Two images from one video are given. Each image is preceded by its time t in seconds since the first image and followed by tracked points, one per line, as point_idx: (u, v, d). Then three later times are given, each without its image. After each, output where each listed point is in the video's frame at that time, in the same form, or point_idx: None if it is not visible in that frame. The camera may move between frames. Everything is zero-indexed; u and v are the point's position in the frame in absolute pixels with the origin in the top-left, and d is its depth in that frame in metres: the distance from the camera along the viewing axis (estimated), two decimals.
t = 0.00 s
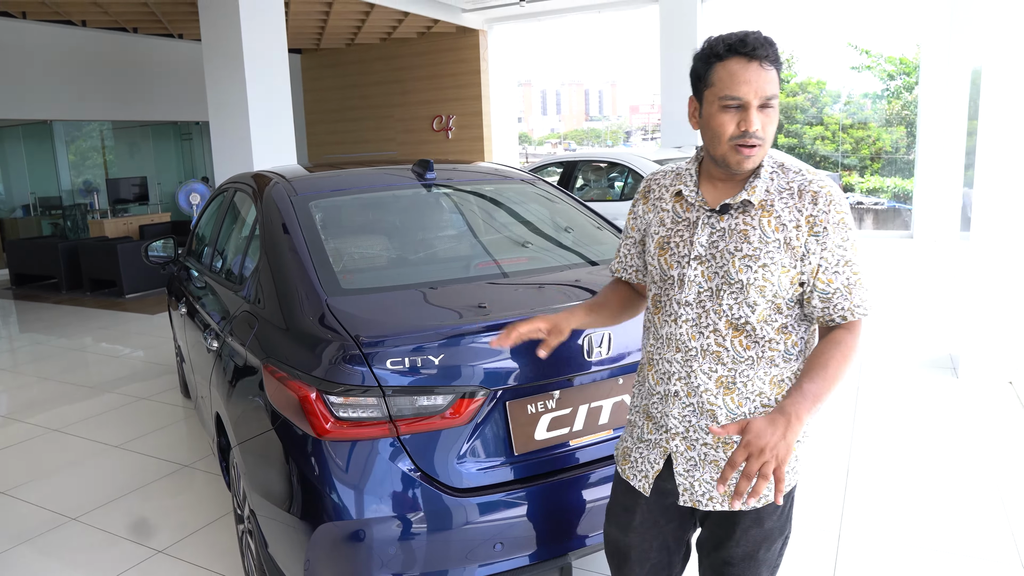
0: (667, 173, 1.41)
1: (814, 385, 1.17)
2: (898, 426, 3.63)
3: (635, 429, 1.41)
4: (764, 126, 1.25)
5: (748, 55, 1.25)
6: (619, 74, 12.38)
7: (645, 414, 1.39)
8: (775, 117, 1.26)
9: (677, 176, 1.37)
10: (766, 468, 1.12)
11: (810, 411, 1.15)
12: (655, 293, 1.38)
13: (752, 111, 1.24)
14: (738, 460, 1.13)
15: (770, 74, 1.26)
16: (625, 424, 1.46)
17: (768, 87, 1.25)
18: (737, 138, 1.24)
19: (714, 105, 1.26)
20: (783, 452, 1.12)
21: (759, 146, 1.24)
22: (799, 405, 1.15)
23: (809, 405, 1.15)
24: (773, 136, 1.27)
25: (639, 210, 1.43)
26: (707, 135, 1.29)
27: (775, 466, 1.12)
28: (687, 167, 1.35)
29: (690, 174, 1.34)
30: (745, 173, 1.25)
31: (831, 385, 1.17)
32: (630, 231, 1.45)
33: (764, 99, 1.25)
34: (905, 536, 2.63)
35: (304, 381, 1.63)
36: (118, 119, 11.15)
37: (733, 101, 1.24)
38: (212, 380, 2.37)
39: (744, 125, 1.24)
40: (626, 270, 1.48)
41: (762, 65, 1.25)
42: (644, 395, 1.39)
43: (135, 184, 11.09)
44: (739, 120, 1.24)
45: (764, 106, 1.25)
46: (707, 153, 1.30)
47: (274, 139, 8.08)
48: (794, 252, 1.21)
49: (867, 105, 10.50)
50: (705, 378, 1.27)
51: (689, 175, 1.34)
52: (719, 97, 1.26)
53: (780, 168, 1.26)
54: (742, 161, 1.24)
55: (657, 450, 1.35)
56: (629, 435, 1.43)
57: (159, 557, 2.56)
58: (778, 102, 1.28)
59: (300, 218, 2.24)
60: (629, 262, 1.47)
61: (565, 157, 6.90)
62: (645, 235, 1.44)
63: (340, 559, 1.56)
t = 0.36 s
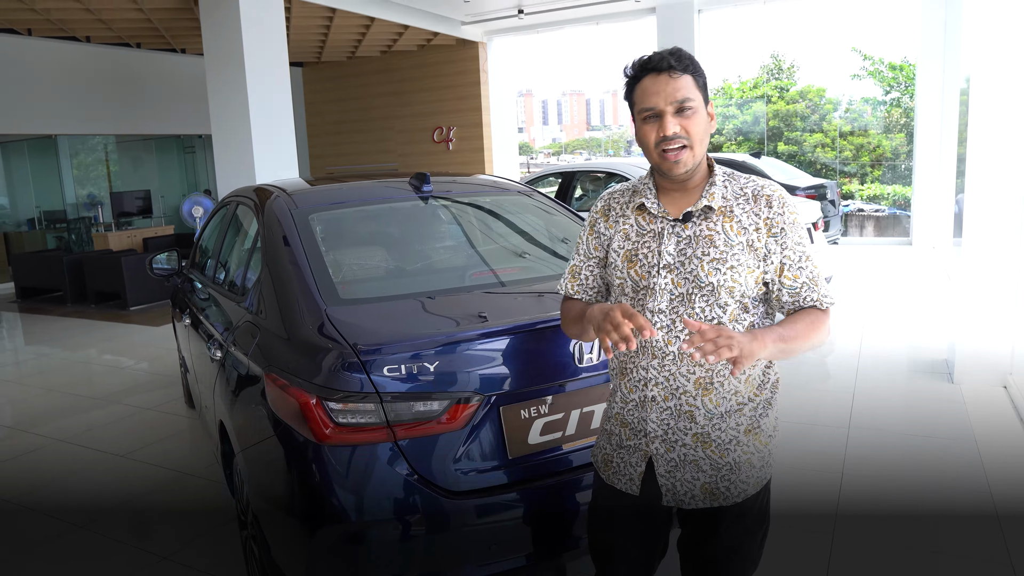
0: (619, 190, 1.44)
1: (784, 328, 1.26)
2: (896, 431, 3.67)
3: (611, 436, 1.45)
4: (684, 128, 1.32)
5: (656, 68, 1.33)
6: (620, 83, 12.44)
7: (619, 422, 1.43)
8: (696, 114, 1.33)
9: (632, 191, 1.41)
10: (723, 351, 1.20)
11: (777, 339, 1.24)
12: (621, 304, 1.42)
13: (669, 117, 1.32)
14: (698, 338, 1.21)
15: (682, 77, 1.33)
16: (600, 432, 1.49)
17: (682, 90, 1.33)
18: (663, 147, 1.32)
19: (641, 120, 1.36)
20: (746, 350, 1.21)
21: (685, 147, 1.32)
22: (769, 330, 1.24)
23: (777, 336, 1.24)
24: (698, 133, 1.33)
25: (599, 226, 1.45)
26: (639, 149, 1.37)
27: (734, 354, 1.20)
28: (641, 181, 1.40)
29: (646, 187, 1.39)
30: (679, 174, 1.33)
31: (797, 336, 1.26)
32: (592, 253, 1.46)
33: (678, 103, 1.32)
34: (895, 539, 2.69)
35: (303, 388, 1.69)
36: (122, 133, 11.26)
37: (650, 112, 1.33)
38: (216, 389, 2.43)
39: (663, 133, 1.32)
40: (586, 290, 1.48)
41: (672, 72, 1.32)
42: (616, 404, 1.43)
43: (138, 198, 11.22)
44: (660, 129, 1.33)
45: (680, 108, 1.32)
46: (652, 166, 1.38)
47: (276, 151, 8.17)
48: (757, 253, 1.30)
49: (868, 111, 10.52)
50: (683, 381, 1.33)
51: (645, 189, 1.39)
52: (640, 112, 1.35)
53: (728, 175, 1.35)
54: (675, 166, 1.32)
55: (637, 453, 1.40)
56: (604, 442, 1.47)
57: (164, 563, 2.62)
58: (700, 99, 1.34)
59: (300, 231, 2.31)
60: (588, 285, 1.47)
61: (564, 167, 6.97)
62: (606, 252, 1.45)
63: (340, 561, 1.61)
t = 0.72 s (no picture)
0: (615, 203, 1.46)
1: (766, 359, 1.28)
2: (908, 439, 3.66)
3: (618, 442, 1.49)
4: (663, 149, 1.34)
5: (628, 95, 1.35)
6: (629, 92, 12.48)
7: (628, 429, 1.47)
8: (673, 134, 1.34)
9: (628, 205, 1.43)
10: (706, 412, 1.24)
11: (760, 377, 1.26)
12: (622, 315, 1.44)
13: (646, 142, 1.34)
14: (683, 398, 1.26)
15: (654, 98, 1.34)
16: (605, 438, 1.54)
17: (657, 111, 1.34)
18: (645, 170, 1.35)
19: (624, 145, 1.39)
20: (727, 402, 1.24)
21: (667, 167, 1.34)
22: (751, 370, 1.26)
23: (760, 371, 1.26)
24: (679, 150, 1.34)
25: (596, 238, 1.47)
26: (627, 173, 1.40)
27: (716, 411, 1.24)
28: (636, 195, 1.42)
29: (641, 200, 1.41)
30: (667, 194, 1.35)
31: (780, 363, 1.27)
32: (592, 265, 1.48)
33: (654, 125, 1.34)
34: (906, 546, 2.67)
35: (315, 397, 1.73)
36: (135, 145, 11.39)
37: (629, 139, 1.36)
38: (230, 398, 2.46)
39: (644, 157, 1.34)
40: (590, 302, 1.50)
41: (643, 96, 1.34)
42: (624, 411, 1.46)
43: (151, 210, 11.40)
44: (640, 154, 1.35)
45: (657, 130, 1.34)
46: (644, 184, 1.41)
47: (287, 162, 8.25)
48: (751, 265, 1.32)
49: (878, 118, 10.50)
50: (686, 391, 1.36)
51: (640, 203, 1.41)
52: (621, 139, 1.38)
53: (720, 186, 1.37)
54: (660, 186, 1.34)
55: (645, 460, 1.44)
56: (611, 446, 1.51)
57: (178, 570, 2.64)
58: (677, 116, 1.35)
59: (313, 241, 2.34)
60: (589, 296, 1.50)
61: (574, 177, 7.00)
62: (606, 263, 1.47)
63: (356, 563, 1.64)
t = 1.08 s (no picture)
0: (636, 203, 1.47)
1: (799, 354, 1.28)
2: (923, 443, 3.63)
3: (630, 444, 1.48)
4: (682, 149, 1.34)
5: (653, 93, 1.38)
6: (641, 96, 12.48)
7: (639, 430, 1.46)
8: (694, 134, 1.34)
9: (650, 205, 1.44)
10: (749, 403, 1.22)
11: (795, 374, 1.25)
12: (636, 315, 1.44)
13: (667, 138, 1.35)
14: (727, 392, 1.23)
15: (679, 98, 1.36)
16: (618, 439, 1.53)
17: (680, 110, 1.35)
18: (664, 166, 1.35)
19: (647, 142, 1.40)
20: (769, 394, 1.22)
21: (684, 167, 1.34)
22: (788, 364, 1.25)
23: (795, 366, 1.25)
24: (699, 151, 1.35)
25: (614, 237, 1.49)
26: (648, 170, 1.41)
27: (757, 402, 1.22)
28: (659, 195, 1.43)
29: (663, 201, 1.42)
30: (683, 193, 1.35)
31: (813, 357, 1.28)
32: (609, 262, 1.50)
33: (676, 123, 1.35)
34: (924, 546, 2.66)
35: (330, 397, 1.74)
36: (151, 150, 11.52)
37: (651, 134, 1.37)
38: (245, 400, 2.48)
39: (663, 154, 1.35)
40: (603, 297, 1.53)
41: (667, 95, 1.36)
42: (636, 413, 1.46)
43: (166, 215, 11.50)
44: (661, 150, 1.36)
45: (677, 129, 1.34)
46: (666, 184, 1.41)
47: (300, 167, 8.30)
48: (772, 273, 1.32)
49: (892, 122, 10.44)
50: (701, 394, 1.35)
51: (662, 202, 1.42)
52: (643, 135, 1.39)
53: (744, 192, 1.36)
54: (677, 184, 1.35)
55: (656, 461, 1.43)
56: (622, 449, 1.51)
57: (193, 571, 2.66)
58: (701, 118, 1.36)
59: (327, 245, 2.36)
60: (605, 292, 1.52)
61: (586, 181, 7.00)
62: (623, 261, 1.49)
63: (369, 565, 1.65)
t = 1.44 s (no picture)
0: (646, 201, 1.47)
1: (790, 349, 1.26)
2: (933, 443, 3.61)
3: (639, 443, 1.48)
4: (720, 142, 1.34)
5: (706, 77, 1.36)
6: (649, 97, 12.47)
7: (648, 429, 1.45)
8: (735, 129, 1.34)
9: (661, 203, 1.43)
10: (717, 377, 1.21)
11: (777, 362, 1.25)
12: (646, 315, 1.44)
13: (710, 124, 1.34)
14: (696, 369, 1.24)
15: (730, 91, 1.35)
16: (627, 439, 1.53)
17: (727, 104, 1.35)
18: (698, 152, 1.34)
19: (680, 126, 1.38)
20: (742, 375, 1.21)
21: (716, 159, 1.34)
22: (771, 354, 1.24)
23: (780, 358, 1.25)
24: (731, 149, 1.35)
25: (625, 235, 1.48)
26: (675, 153, 1.39)
27: (726, 378, 1.21)
28: (670, 193, 1.42)
29: (674, 199, 1.41)
30: (704, 185, 1.35)
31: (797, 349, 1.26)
32: (620, 261, 1.49)
33: (724, 113, 1.34)
34: (933, 545, 2.65)
35: (336, 397, 1.74)
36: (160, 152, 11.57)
37: (694, 115, 1.35)
38: (253, 401, 2.49)
39: (701, 138, 1.34)
40: (615, 299, 1.51)
41: (721, 84, 1.35)
42: (645, 412, 1.45)
43: (175, 216, 11.56)
44: (700, 134, 1.34)
45: (722, 121, 1.34)
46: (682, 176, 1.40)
47: (308, 168, 8.32)
48: (780, 272, 1.31)
49: (901, 123, 10.39)
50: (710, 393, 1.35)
51: (673, 200, 1.40)
52: (682, 115, 1.37)
53: (756, 191, 1.36)
54: (702, 175, 1.34)
55: (666, 461, 1.42)
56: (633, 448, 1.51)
57: (201, 570, 2.67)
58: (742, 118, 1.36)
59: (334, 246, 2.36)
60: (615, 291, 1.51)
61: (594, 181, 7.00)
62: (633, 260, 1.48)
63: (376, 565, 1.65)
